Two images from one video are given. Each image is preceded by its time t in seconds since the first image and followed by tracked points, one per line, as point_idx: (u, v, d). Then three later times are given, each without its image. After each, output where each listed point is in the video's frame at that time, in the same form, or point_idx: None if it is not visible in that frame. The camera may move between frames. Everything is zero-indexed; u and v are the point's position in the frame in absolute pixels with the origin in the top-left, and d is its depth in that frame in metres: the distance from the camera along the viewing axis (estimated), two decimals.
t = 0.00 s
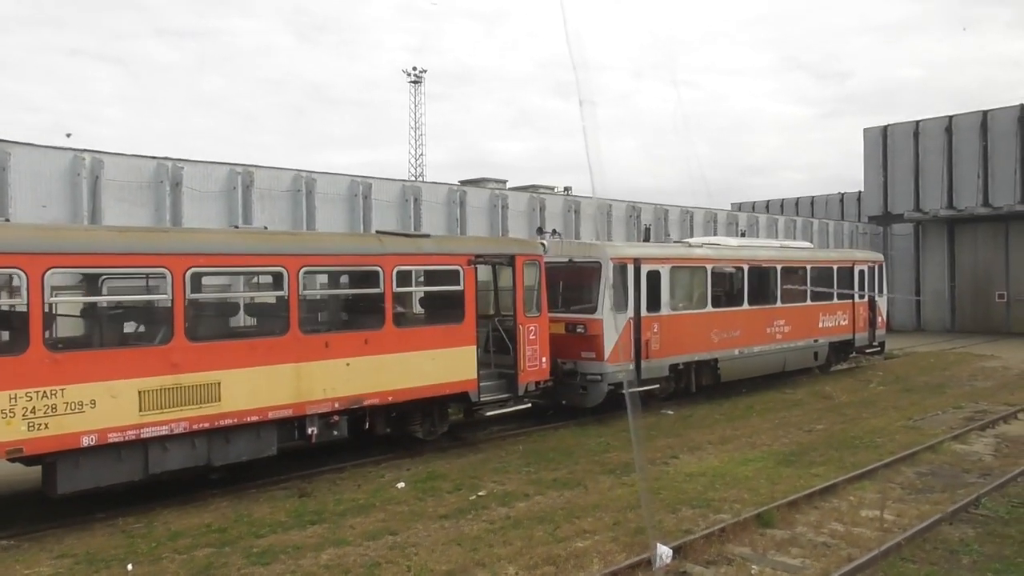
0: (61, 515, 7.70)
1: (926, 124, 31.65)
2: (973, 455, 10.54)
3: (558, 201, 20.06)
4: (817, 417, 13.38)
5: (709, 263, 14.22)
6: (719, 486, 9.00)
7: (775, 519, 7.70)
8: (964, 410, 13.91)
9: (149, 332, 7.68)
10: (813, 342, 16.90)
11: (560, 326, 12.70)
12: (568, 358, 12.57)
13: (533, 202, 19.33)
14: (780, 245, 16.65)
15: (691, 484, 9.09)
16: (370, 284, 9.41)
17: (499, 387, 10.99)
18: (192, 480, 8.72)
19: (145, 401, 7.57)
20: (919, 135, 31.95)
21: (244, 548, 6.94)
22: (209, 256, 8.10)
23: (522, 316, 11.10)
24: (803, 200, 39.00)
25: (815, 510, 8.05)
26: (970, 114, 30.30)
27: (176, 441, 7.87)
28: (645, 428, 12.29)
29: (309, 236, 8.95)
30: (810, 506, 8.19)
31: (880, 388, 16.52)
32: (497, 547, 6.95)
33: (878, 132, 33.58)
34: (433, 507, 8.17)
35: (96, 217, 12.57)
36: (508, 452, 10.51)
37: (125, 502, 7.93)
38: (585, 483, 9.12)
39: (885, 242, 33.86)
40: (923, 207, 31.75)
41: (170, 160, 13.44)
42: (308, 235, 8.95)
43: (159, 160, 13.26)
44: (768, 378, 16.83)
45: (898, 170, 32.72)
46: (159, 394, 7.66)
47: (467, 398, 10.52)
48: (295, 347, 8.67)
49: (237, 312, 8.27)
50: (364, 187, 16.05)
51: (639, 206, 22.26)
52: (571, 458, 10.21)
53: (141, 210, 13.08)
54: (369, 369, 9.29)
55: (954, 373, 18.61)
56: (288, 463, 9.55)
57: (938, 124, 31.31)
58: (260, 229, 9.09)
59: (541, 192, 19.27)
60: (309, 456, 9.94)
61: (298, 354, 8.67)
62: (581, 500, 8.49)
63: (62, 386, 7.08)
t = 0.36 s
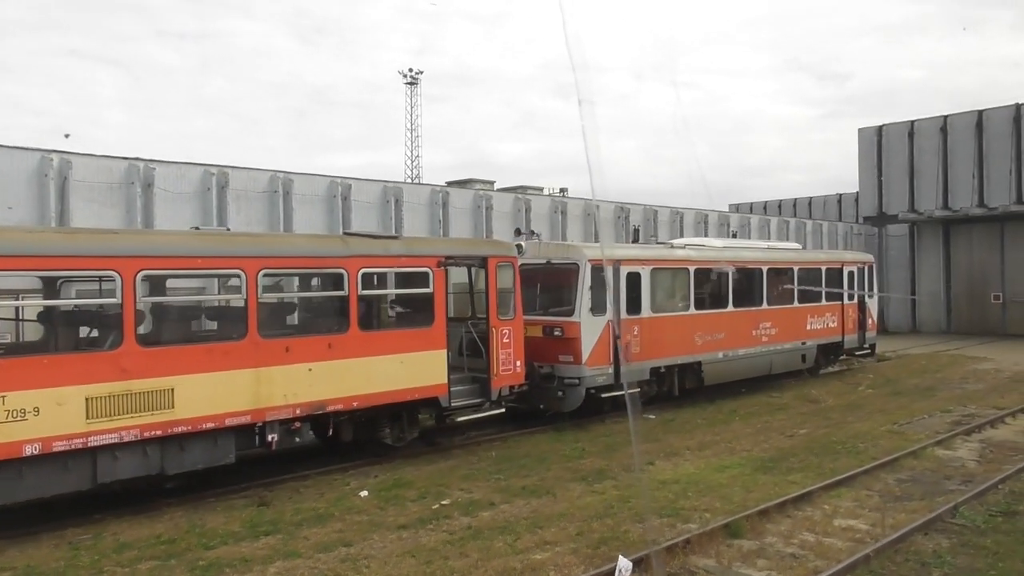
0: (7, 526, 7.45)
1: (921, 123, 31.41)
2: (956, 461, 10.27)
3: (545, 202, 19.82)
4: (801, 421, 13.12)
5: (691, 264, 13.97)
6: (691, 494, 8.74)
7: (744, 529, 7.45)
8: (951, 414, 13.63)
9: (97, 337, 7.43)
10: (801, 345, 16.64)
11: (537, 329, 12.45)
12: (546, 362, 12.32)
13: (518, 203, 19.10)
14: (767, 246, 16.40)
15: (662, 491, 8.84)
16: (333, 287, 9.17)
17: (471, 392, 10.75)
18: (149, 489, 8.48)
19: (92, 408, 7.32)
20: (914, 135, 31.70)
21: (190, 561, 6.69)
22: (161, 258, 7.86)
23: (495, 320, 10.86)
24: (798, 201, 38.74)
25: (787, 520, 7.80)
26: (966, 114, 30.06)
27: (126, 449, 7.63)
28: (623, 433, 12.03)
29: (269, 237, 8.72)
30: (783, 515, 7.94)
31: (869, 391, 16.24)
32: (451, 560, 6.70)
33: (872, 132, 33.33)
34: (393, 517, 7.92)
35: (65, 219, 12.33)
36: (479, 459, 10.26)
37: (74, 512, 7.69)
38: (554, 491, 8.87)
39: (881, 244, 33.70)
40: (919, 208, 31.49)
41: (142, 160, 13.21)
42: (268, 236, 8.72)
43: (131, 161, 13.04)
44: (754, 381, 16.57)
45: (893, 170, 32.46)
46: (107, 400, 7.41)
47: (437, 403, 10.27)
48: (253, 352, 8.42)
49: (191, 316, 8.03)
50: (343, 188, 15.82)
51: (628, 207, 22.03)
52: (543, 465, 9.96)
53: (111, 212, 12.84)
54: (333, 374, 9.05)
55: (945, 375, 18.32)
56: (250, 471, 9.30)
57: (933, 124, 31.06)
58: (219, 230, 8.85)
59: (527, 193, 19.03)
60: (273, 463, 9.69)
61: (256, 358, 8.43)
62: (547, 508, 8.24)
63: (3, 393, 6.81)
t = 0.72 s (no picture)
0: None
1: (917, 121, 31.14)
2: (939, 464, 10.01)
3: (532, 201, 19.58)
4: (786, 423, 12.87)
5: (674, 263, 13.73)
6: (663, 499, 8.49)
7: (713, 537, 7.21)
8: (939, 415, 13.37)
9: (45, 341, 7.20)
10: (789, 345, 16.39)
11: (514, 330, 12.21)
12: (523, 363, 12.08)
13: (504, 202, 18.87)
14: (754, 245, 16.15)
15: (634, 497, 8.60)
16: (297, 288, 8.93)
17: (444, 395, 10.51)
18: (106, 496, 8.25)
19: (39, 414, 7.08)
20: (910, 132, 31.42)
21: (135, 572, 6.46)
22: (113, 259, 7.63)
23: (469, 321, 10.61)
24: (794, 199, 38.46)
25: (758, 527, 7.56)
26: (962, 111, 29.80)
27: (76, 456, 7.40)
28: (602, 436, 11.79)
29: (228, 237, 8.48)
30: (755, 522, 7.70)
31: (858, 392, 15.98)
32: (405, 570, 6.46)
33: (868, 130, 33.04)
34: (352, 525, 7.68)
35: (32, 220, 12.09)
36: (451, 463, 10.02)
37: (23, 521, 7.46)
38: (523, 497, 8.63)
39: (877, 243, 33.40)
40: (915, 206, 31.21)
41: (114, 160, 12.97)
42: (228, 236, 8.48)
43: (102, 160, 12.79)
44: (742, 382, 16.31)
45: (889, 168, 32.17)
46: (56, 406, 7.17)
47: (407, 407, 10.03)
48: (211, 355, 8.19)
49: (145, 318, 7.80)
50: (323, 187, 15.58)
51: (617, 206, 21.80)
52: (516, 469, 9.73)
53: (82, 212, 12.60)
54: (297, 377, 8.81)
55: (937, 375, 18.05)
56: (212, 477, 9.07)
57: (929, 121, 30.79)
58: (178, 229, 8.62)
59: (513, 192, 18.80)
60: (238, 469, 9.45)
61: (214, 361, 8.20)
62: (513, 515, 8.00)
63: None
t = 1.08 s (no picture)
0: None
1: (908, 117, 30.91)
2: (917, 466, 9.77)
3: (515, 199, 19.34)
4: (766, 423, 12.64)
5: (653, 261, 13.49)
6: (630, 505, 8.25)
7: (675, 544, 6.97)
8: (923, 415, 13.15)
9: None
10: (773, 344, 16.16)
11: (488, 331, 11.97)
12: (497, 364, 11.85)
13: (486, 200, 18.64)
14: (737, 243, 15.91)
15: (601, 502, 8.37)
16: (254, 288, 8.69)
17: (412, 398, 10.27)
18: (56, 504, 8.02)
19: None
20: (901, 128, 31.19)
21: None
22: (58, 260, 7.38)
23: (437, 321, 10.37)
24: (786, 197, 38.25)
25: (724, 534, 7.33)
26: (953, 107, 29.57)
27: (18, 463, 7.16)
28: (577, 438, 11.55)
29: (182, 237, 8.24)
30: (721, 528, 7.46)
31: (843, 391, 15.75)
32: None
33: (859, 126, 32.80)
34: (306, 533, 7.44)
35: None
36: (418, 468, 9.79)
37: None
38: (486, 503, 8.40)
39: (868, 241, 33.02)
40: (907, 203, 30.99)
41: (81, 158, 12.70)
42: (181, 235, 8.25)
43: (68, 159, 12.52)
44: (726, 381, 16.09)
45: (880, 165, 31.94)
46: None
47: (373, 410, 9.79)
48: (163, 358, 7.95)
49: (92, 321, 7.55)
50: (299, 185, 15.33)
51: (603, 203, 21.57)
52: (483, 474, 9.49)
53: (48, 211, 12.34)
54: (254, 380, 8.57)
55: (924, 374, 17.83)
56: (169, 484, 8.83)
57: (921, 117, 30.57)
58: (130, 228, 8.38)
59: (495, 190, 18.56)
60: (197, 475, 9.22)
61: (166, 365, 7.96)
62: (474, 522, 7.77)
63: None
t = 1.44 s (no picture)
0: None
1: (901, 116, 30.66)
2: (896, 472, 9.53)
3: (499, 198, 19.10)
4: (747, 427, 12.41)
5: (632, 262, 13.25)
6: (596, 513, 8.01)
7: (637, 556, 6.74)
8: (907, 417, 12.92)
9: None
10: (758, 345, 15.92)
11: (461, 333, 11.73)
12: (470, 367, 11.62)
13: (469, 200, 18.41)
14: (721, 243, 15.67)
15: (567, 510, 8.13)
16: (211, 291, 8.45)
17: (380, 402, 10.04)
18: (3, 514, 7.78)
19: None
20: (894, 127, 30.94)
21: None
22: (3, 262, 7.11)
23: (405, 323, 10.12)
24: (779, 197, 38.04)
25: (689, 544, 7.09)
26: (946, 105, 29.32)
27: None
28: (552, 443, 11.32)
29: (135, 238, 8.00)
30: (687, 538, 7.23)
31: (828, 393, 15.52)
32: None
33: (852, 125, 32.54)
34: (257, 543, 7.20)
35: None
36: (384, 474, 9.55)
37: None
38: (449, 511, 8.16)
39: (862, 240, 32.64)
40: (900, 202, 30.74)
41: (48, 158, 12.43)
42: (134, 236, 8.00)
43: (35, 159, 12.26)
44: (710, 383, 15.85)
45: (873, 163, 31.68)
46: None
47: (338, 415, 9.55)
48: (113, 363, 7.70)
49: (39, 326, 7.29)
50: (275, 185, 15.10)
51: (589, 203, 21.36)
52: (450, 480, 9.26)
53: (13, 213, 12.08)
54: (211, 385, 8.33)
55: (912, 375, 17.59)
56: (125, 492, 8.60)
57: (914, 116, 30.32)
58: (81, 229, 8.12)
59: (478, 190, 18.33)
60: (156, 482, 8.98)
61: (117, 370, 7.71)
62: (432, 532, 7.53)
63: None
